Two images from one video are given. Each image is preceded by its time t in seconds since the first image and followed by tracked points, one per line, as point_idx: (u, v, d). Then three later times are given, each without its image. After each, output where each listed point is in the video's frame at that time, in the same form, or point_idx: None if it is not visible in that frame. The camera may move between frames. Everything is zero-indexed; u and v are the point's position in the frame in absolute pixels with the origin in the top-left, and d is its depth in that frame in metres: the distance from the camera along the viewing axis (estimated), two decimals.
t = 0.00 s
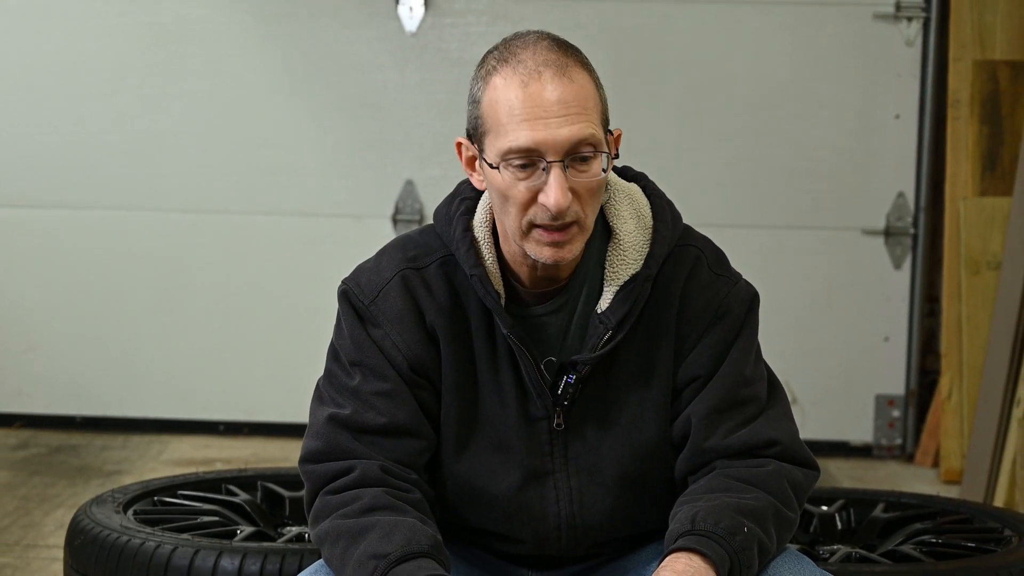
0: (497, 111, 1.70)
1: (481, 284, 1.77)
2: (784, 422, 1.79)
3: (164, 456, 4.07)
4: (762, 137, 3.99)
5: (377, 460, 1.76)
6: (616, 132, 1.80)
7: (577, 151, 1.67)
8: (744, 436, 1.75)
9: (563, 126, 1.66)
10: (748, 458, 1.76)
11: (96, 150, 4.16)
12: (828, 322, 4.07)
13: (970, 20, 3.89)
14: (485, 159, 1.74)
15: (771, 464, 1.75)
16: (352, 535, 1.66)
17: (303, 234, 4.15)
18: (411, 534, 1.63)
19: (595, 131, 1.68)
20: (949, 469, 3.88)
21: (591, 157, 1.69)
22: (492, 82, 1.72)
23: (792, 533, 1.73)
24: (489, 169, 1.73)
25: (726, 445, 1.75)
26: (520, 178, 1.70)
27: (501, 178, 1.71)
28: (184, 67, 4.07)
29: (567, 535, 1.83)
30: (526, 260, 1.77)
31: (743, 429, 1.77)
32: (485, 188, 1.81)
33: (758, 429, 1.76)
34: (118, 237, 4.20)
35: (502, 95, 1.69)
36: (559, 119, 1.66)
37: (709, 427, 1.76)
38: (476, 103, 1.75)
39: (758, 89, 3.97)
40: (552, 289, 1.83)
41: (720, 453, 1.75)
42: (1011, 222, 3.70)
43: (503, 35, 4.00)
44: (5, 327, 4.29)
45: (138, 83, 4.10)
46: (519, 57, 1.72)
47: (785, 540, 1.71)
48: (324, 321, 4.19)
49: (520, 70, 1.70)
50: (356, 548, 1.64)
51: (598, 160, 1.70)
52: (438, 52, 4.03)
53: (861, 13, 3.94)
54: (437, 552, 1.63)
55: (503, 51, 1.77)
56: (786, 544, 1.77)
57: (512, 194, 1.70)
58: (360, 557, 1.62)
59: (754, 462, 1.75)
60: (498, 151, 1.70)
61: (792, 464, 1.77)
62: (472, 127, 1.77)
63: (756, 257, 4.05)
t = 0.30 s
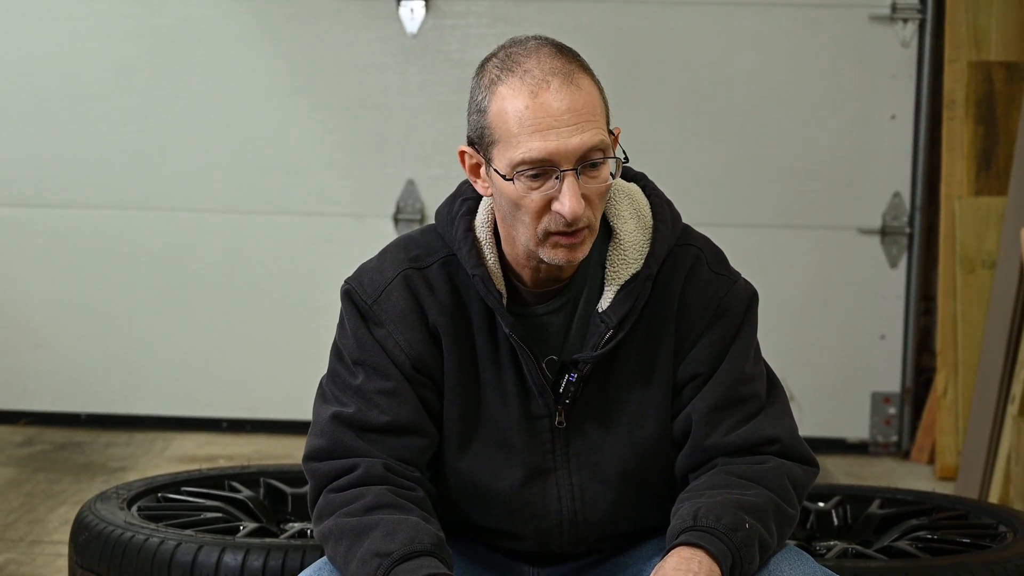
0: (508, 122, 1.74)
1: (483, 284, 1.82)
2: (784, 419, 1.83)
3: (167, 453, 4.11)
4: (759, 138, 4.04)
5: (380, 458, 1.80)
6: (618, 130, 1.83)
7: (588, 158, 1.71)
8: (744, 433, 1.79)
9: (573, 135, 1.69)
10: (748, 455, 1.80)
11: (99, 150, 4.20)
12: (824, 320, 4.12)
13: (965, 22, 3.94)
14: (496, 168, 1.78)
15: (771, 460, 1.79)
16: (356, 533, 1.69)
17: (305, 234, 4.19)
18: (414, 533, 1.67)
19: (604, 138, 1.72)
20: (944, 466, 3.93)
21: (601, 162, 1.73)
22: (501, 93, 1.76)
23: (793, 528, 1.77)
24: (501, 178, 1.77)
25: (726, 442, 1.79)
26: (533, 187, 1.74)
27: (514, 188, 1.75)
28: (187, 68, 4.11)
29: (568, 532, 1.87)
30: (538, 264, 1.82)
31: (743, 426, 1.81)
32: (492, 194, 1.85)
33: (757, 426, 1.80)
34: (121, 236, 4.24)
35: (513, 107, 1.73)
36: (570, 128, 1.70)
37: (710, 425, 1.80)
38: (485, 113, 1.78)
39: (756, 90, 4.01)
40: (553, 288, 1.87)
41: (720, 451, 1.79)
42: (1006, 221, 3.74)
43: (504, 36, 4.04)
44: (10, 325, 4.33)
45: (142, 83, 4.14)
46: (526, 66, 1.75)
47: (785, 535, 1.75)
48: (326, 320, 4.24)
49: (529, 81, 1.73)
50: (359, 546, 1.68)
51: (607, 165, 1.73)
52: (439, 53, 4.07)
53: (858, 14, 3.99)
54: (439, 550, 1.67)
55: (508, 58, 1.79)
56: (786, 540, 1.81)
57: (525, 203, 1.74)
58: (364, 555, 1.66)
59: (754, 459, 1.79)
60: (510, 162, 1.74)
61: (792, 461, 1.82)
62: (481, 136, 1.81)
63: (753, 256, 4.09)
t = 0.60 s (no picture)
0: (509, 133, 1.78)
1: (483, 283, 1.86)
2: (782, 417, 1.86)
3: (171, 450, 4.16)
4: (757, 138, 4.08)
5: (381, 455, 1.84)
6: (617, 136, 1.87)
7: (587, 169, 1.75)
8: (743, 430, 1.83)
9: (573, 147, 1.73)
10: (748, 452, 1.83)
11: (103, 150, 4.24)
12: (821, 318, 4.16)
13: (960, 24, 3.98)
14: (496, 177, 1.82)
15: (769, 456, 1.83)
16: (357, 528, 1.72)
17: (307, 233, 4.23)
18: (413, 527, 1.68)
19: (603, 149, 1.75)
20: (940, 463, 3.97)
21: (600, 173, 1.76)
22: (502, 105, 1.79)
23: (791, 525, 1.79)
24: (502, 188, 1.80)
25: (726, 439, 1.82)
26: (533, 197, 1.78)
27: (514, 198, 1.78)
28: (190, 69, 4.16)
29: (568, 528, 1.91)
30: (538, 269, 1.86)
31: (742, 422, 1.84)
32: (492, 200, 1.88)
33: (757, 423, 1.83)
34: (125, 236, 4.28)
35: (514, 119, 1.77)
36: (570, 140, 1.73)
37: (709, 422, 1.83)
38: (487, 123, 1.82)
39: (754, 91, 4.05)
40: (553, 288, 1.91)
41: (720, 447, 1.82)
42: (1001, 221, 3.78)
43: (504, 38, 4.09)
44: (16, 323, 4.38)
45: (145, 84, 4.18)
46: (527, 78, 1.79)
47: (784, 533, 1.77)
48: (327, 318, 4.28)
49: (529, 93, 1.77)
50: (360, 541, 1.70)
51: (606, 175, 1.77)
52: (440, 55, 4.11)
53: (854, 16, 4.03)
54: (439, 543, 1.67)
55: (510, 68, 1.83)
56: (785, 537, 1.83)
57: (525, 212, 1.78)
58: (364, 550, 1.68)
59: (753, 456, 1.82)
60: (511, 172, 1.78)
61: (790, 458, 1.84)
62: (482, 144, 1.84)
63: (750, 255, 4.14)
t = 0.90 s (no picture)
0: (508, 138, 1.78)
1: (483, 282, 1.87)
2: (779, 415, 1.88)
3: (174, 447, 4.20)
4: (754, 139, 4.12)
5: (380, 453, 1.85)
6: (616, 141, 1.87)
7: (585, 175, 1.76)
8: (741, 428, 1.85)
9: (572, 153, 1.74)
10: (746, 450, 1.84)
11: (108, 150, 4.29)
12: (817, 316, 4.21)
13: (955, 25, 4.02)
14: (495, 180, 1.83)
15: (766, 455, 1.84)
16: (355, 525, 1.75)
17: (309, 232, 4.28)
18: (410, 524, 1.71)
19: (602, 155, 1.76)
20: (935, 459, 4.01)
21: (599, 179, 1.77)
22: (502, 110, 1.80)
23: (790, 520, 1.82)
24: (500, 192, 1.81)
25: (724, 437, 1.84)
26: (531, 201, 1.78)
27: (512, 201, 1.79)
28: (194, 70, 4.20)
29: (567, 525, 1.92)
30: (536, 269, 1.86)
31: (740, 421, 1.86)
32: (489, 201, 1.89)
33: (754, 421, 1.85)
34: (129, 235, 4.33)
35: (513, 125, 1.77)
36: (569, 146, 1.74)
37: (708, 420, 1.85)
38: (486, 126, 1.83)
39: (751, 91, 4.09)
40: (552, 287, 1.92)
41: (718, 445, 1.84)
42: (996, 221, 3.82)
43: (504, 39, 4.13)
44: (22, 321, 4.42)
45: (149, 85, 4.23)
46: (528, 83, 1.79)
47: (781, 528, 1.80)
48: (329, 317, 4.32)
49: (529, 98, 1.77)
50: (358, 537, 1.73)
51: (604, 180, 1.78)
52: (441, 56, 4.16)
53: (851, 18, 4.07)
54: (435, 539, 1.71)
55: (510, 72, 1.83)
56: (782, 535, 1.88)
57: (523, 216, 1.79)
58: (362, 546, 1.71)
59: (751, 453, 1.84)
60: (509, 176, 1.78)
61: (788, 456, 1.86)
62: (481, 147, 1.85)
63: (747, 255, 4.18)
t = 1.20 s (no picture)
0: (502, 143, 1.78)
1: (482, 281, 1.90)
2: (775, 413, 1.92)
3: (178, 444, 4.24)
4: (751, 139, 4.16)
5: (380, 450, 1.87)
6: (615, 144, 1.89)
7: (578, 184, 1.76)
8: (737, 425, 1.89)
9: (566, 163, 1.73)
10: (742, 447, 1.88)
11: (112, 150, 4.33)
12: (814, 315, 4.25)
13: (951, 26, 4.07)
14: (490, 182, 1.82)
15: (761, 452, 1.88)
16: (356, 521, 1.76)
17: (311, 231, 4.32)
18: (409, 520, 1.72)
19: (596, 164, 1.76)
20: (930, 456, 4.05)
21: (592, 187, 1.77)
22: (498, 115, 1.79)
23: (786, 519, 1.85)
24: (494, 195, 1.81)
25: (721, 434, 1.88)
26: (524, 207, 1.79)
27: (505, 206, 1.80)
28: (197, 71, 4.25)
29: (565, 521, 1.96)
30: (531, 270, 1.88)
31: (737, 418, 1.90)
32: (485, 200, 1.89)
33: (751, 418, 1.89)
34: (133, 234, 4.37)
35: (508, 131, 1.77)
36: (562, 155, 1.74)
37: (705, 417, 1.89)
38: (483, 130, 1.82)
39: (748, 92, 4.14)
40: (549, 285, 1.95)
41: (715, 442, 1.88)
42: (991, 220, 3.87)
43: (504, 41, 4.17)
44: (27, 320, 4.47)
45: (153, 86, 4.27)
46: (525, 90, 1.79)
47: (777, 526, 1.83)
48: (331, 315, 4.37)
49: (526, 105, 1.77)
50: (358, 533, 1.74)
51: (598, 188, 1.78)
52: (441, 58, 4.20)
53: (847, 19, 4.12)
54: (434, 536, 1.72)
55: (509, 77, 1.83)
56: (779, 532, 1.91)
57: (516, 220, 1.79)
58: (362, 542, 1.71)
59: (747, 450, 1.88)
60: (502, 181, 1.78)
61: (785, 452, 1.90)
62: (478, 149, 1.85)
63: (744, 254, 4.22)
